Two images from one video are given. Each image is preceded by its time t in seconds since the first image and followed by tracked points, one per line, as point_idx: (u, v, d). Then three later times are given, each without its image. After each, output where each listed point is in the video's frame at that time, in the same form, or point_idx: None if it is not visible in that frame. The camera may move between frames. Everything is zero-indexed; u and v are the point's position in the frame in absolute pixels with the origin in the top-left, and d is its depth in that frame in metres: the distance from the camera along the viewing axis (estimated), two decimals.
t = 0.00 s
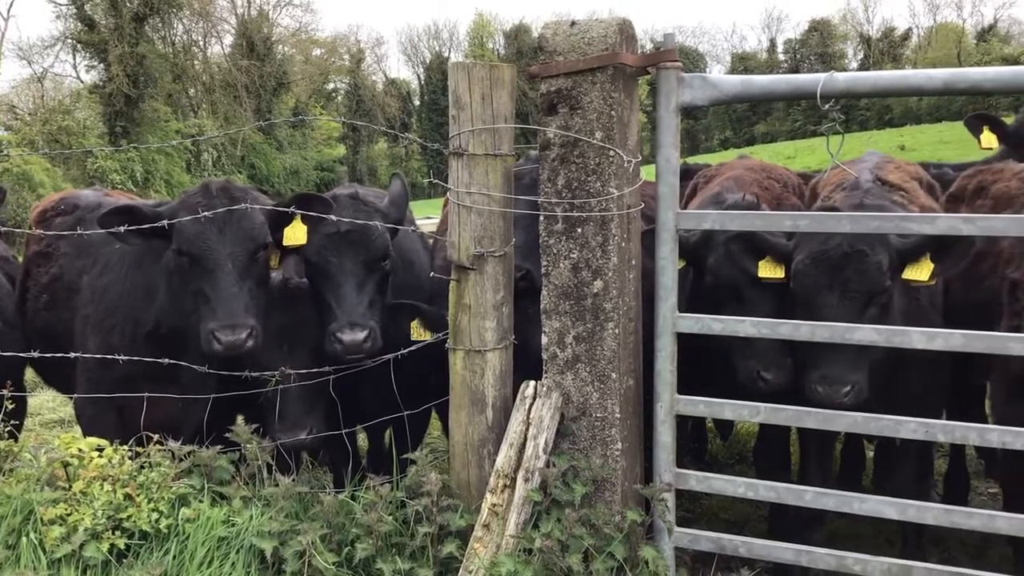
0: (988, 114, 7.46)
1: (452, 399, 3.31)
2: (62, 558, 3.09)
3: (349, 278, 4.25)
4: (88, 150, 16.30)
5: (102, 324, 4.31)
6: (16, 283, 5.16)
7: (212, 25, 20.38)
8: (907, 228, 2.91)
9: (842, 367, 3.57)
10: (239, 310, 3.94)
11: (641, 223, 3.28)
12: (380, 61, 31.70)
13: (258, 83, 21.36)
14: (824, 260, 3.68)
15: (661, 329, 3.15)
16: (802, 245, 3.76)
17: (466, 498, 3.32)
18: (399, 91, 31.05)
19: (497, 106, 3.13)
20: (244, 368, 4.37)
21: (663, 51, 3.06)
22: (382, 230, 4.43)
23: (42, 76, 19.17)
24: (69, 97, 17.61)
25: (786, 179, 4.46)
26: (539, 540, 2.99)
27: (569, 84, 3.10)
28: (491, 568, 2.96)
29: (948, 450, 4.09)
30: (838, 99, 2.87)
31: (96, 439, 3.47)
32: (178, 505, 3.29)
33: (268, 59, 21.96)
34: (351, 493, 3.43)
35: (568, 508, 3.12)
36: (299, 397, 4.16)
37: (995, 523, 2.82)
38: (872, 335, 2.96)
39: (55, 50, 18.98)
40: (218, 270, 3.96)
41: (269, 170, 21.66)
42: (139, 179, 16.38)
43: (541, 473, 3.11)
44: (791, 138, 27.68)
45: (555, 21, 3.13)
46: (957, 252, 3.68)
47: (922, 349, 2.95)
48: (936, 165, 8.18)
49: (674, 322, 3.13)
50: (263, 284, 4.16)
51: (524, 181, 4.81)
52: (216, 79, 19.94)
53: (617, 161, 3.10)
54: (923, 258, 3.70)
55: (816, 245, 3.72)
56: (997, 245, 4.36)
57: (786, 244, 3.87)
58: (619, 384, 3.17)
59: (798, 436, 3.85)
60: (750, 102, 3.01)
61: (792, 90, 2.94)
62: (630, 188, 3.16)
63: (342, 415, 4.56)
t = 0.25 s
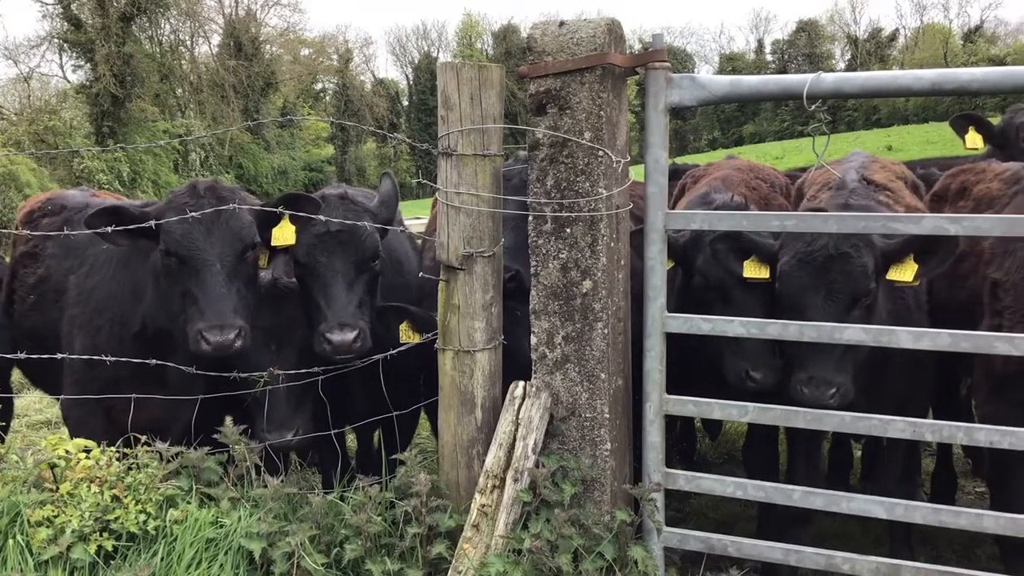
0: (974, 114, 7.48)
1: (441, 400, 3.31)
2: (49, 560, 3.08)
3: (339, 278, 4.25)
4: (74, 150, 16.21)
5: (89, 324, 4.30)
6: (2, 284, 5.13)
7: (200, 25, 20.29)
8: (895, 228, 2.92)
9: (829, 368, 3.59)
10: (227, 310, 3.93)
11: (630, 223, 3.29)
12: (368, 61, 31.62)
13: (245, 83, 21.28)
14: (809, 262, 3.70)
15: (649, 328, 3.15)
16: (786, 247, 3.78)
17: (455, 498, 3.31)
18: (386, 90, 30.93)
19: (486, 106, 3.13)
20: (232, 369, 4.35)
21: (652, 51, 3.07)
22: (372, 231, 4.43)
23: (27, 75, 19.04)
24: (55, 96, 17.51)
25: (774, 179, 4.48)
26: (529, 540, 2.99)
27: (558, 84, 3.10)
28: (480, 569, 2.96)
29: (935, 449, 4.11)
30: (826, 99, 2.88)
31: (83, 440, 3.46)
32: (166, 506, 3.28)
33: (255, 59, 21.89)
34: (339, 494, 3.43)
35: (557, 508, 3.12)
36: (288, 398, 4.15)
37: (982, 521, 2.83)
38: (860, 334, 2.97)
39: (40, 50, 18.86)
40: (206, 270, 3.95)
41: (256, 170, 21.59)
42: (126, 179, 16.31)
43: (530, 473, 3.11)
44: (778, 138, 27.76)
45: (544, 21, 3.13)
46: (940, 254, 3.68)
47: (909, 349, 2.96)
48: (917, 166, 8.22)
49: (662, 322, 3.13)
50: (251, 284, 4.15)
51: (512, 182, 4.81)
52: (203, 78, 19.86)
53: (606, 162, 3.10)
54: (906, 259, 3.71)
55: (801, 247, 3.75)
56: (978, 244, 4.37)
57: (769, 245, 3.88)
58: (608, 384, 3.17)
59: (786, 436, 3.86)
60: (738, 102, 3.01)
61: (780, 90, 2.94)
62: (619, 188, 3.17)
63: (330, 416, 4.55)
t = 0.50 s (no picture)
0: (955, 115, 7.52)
1: (426, 401, 3.30)
2: (31, 563, 3.05)
3: (328, 279, 4.31)
4: (56, 150, 16.12)
5: (71, 325, 4.26)
6: None
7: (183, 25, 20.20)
8: (878, 228, 2.93)
9: (816, 367, 3.60)
10: (211, 312, 3.91)
11: (615, 224, 3.29)
12: (352, 61, 31.56)
13: (229, 83, 21.20)
14: (793, 261, 3.72)
15: (635, 329, 3.16)
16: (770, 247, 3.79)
17: (440, 499, 3.31)
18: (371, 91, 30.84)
19: (471, 107, 3.12)
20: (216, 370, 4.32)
21: (636, 52, 3.08)
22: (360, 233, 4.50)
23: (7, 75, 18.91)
24: (36, 96, 17.41)
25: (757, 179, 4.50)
26: (514, 541, 2.99)
27: (543, 85, 3.10)
28: (465, 569, 2.96)
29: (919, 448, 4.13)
30: (809, 100, 2.90)
31: (66, 443, 3.46)
32: (149, 509, 3.26)
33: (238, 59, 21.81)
34: (324, 495, 3.41)
35: (543, 509, 3.12)
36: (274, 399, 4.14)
37: (965, 520, 2.85)
38: (843, 334, 2.98)
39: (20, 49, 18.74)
40: (190, 271, 3.92)
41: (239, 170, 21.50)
42: (108, 179, 16.22)
43: (515, 473, 3.11)
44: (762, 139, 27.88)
45: (528, 22, 3.13)
46: (921, 252, 3.72)
47: (893, 349, 2.97)
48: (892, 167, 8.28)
49: (647, 322, 3.13)
50: (235, 285, 4.12)
51: (497, 182, 4.81)
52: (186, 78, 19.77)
53: (591, 162, 3.10)
54: (889, 257, 3.75)
55: (785, 247, 3.76)
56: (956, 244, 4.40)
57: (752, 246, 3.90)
58: (594, 384, 3.17)
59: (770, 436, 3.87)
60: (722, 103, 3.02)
61: (764, 91, 2.95)
62: (604, 189, 3.17)
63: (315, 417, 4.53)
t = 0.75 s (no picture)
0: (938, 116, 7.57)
1: (412, 401, 3.29)
2: (14, 566, 3.02)
3: (332, 271, 4.37)
4: (38, 150, 16.02)
5: (54, 327, 4.23)
6: None
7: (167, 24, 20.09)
8: (862, 228, 2.95)
9: (802, 367, 3.62)
10: (194, 313, 3.87)
11: (601, 224, 3.29)
12: (336, 61, 31.47)
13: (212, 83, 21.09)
14: (779, 262, 3.74)
15: (621, 329, 3.16)
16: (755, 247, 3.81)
17: (426, 500, 3.30)
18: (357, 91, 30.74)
19: (457, 107, 3.12)
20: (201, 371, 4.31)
21: (621, 53, 3.08)
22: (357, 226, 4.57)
23: None
24: (18, 96, 17.28)
25: (741, 180, 4.52)
26: (501, 542, 2.98)
27: (528, 85, 3.10)
28: (452, 571, 2.95)
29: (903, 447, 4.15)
30: (794, 101, 2.91)
31: (48, 445, 3.41)
32: (132, 511, 3.25)
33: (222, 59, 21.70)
34: (309, 497, 3.40)
35: (529, 509, 3.12)
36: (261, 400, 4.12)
37: (949, 519, 2.86)
38: (829, 334, 2.99)
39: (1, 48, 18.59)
40: (172, 272, 3.89)
41: (223, 170, 21.39)
42: (91, 180, 16.12)
43: (502, 474, 3.11)
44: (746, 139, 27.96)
45: (514, 22, 3.13)
46: (905, 252, 3.75)
47: (878, 349, 2.98)
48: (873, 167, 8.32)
49: (634, 322, 3.13)
50: (218, 287, 4.09)
51: (483, 183, 4.81)
52: (169, 78, 19.66)
53: (577, 163, 3.10)
54: (872, 258, 3.78)
55: (771, 247, 3.78)
56: (939, 244, 4.42)
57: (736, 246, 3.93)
58: (580, 384, 3.17)
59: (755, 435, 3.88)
60: (707, 104, 3.02)
61: (749, 92, 2.95)
62: (590, 189, 3.17)
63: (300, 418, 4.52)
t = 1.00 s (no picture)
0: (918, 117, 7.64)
1: (396, 402, 3.29)
2: None
3: (342, 268, 4.38)
4: (18, 150, 15.89)
5: (35, 328, 4.18)
6: None
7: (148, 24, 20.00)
8: (844, 228, 2.96)
9: (786, 367, 3.63)
10: (156, 317, 3.89)
11: (585, 224, 3.30)
12: (319, 60, 31.38)
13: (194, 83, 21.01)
14: (761, 263, 3.76)
15: (605, 329, 3.16)
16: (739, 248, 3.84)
17: (410, 501, 3.29)
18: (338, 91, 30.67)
19: (441, 107, 3.11)
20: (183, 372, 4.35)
21: (604, 54, 3.08)
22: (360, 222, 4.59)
23: None
24: None
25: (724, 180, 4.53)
26: (485, 543, 2.98)
27: (512, 86, 3.10)
28: (436, 572, 2.95)
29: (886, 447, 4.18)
30: (777, 101, 2.92)
31: (31, 448, 3.42)
32: (115, 514, 3.23)
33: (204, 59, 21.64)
34: (293, 498, 3.39)
35: (513, 510, 3.12)
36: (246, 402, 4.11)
37: (931, 517, 2.88)
38: (811, 334, 3.00)
39: None
40: (137, 275, 3.92)
41: (205, 170, 21.29)
42: (73, 180, 16.01)
43: (486, 475, 3.11)
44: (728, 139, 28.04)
45: (497, 22, 3.12)
46: (887, 252, 3.79)
47: (860, 348, 2.99)
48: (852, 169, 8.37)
49: (618, 322, 3.14)
50: (187, 290, 4.11)
51: (468, 183, 4.81)
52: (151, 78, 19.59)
53: (561, 163, 3.10)
54: (853, 259, 3.80)
55: (754, 248, 3.80)
56: (919, 244, 4.46)
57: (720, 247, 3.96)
58: (564, 385, 3.17)
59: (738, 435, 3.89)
60: (690, 105, 3.02)
61: (731, 93, 2.96)
62: (574, 190, 3.17)
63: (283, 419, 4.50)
